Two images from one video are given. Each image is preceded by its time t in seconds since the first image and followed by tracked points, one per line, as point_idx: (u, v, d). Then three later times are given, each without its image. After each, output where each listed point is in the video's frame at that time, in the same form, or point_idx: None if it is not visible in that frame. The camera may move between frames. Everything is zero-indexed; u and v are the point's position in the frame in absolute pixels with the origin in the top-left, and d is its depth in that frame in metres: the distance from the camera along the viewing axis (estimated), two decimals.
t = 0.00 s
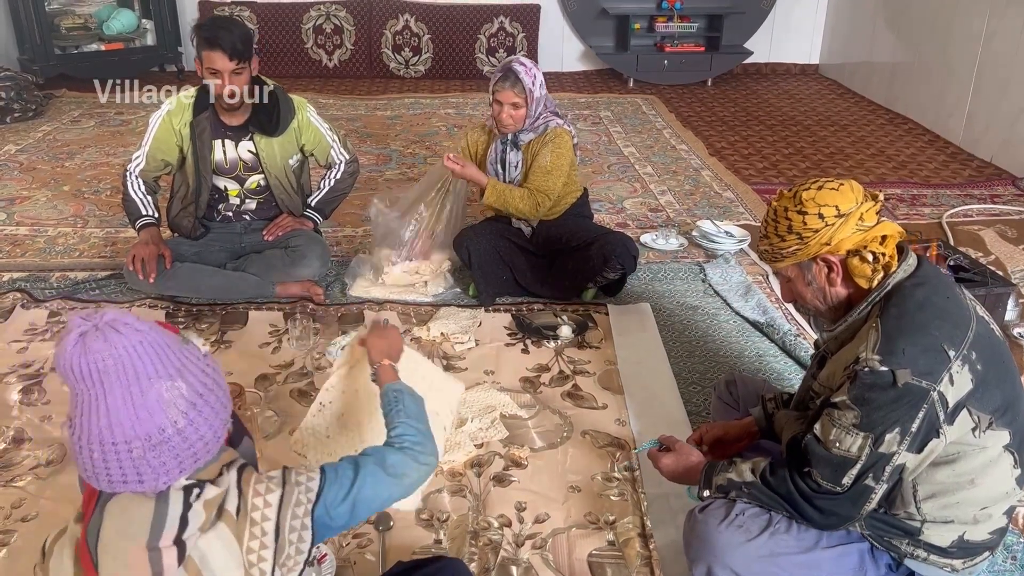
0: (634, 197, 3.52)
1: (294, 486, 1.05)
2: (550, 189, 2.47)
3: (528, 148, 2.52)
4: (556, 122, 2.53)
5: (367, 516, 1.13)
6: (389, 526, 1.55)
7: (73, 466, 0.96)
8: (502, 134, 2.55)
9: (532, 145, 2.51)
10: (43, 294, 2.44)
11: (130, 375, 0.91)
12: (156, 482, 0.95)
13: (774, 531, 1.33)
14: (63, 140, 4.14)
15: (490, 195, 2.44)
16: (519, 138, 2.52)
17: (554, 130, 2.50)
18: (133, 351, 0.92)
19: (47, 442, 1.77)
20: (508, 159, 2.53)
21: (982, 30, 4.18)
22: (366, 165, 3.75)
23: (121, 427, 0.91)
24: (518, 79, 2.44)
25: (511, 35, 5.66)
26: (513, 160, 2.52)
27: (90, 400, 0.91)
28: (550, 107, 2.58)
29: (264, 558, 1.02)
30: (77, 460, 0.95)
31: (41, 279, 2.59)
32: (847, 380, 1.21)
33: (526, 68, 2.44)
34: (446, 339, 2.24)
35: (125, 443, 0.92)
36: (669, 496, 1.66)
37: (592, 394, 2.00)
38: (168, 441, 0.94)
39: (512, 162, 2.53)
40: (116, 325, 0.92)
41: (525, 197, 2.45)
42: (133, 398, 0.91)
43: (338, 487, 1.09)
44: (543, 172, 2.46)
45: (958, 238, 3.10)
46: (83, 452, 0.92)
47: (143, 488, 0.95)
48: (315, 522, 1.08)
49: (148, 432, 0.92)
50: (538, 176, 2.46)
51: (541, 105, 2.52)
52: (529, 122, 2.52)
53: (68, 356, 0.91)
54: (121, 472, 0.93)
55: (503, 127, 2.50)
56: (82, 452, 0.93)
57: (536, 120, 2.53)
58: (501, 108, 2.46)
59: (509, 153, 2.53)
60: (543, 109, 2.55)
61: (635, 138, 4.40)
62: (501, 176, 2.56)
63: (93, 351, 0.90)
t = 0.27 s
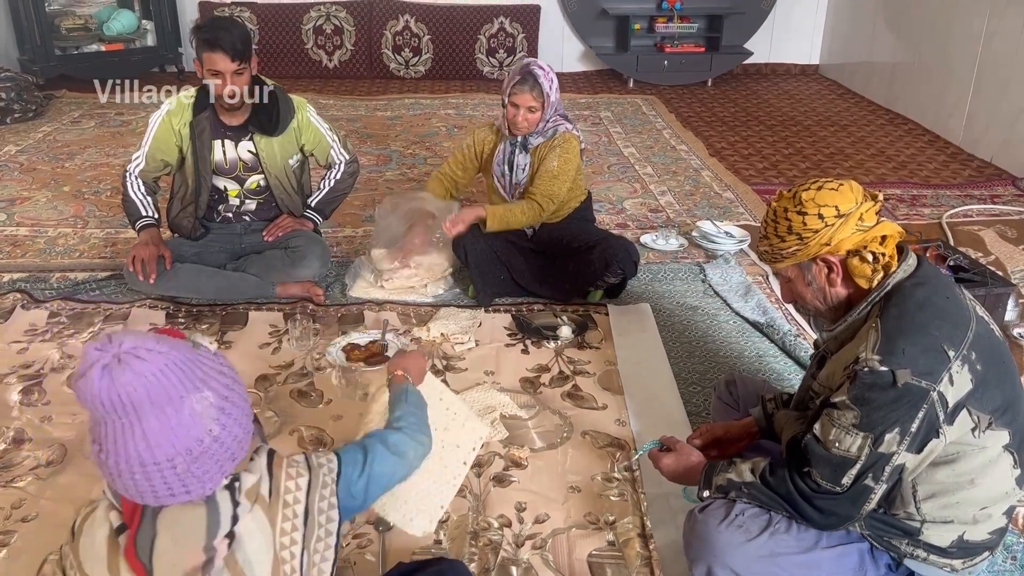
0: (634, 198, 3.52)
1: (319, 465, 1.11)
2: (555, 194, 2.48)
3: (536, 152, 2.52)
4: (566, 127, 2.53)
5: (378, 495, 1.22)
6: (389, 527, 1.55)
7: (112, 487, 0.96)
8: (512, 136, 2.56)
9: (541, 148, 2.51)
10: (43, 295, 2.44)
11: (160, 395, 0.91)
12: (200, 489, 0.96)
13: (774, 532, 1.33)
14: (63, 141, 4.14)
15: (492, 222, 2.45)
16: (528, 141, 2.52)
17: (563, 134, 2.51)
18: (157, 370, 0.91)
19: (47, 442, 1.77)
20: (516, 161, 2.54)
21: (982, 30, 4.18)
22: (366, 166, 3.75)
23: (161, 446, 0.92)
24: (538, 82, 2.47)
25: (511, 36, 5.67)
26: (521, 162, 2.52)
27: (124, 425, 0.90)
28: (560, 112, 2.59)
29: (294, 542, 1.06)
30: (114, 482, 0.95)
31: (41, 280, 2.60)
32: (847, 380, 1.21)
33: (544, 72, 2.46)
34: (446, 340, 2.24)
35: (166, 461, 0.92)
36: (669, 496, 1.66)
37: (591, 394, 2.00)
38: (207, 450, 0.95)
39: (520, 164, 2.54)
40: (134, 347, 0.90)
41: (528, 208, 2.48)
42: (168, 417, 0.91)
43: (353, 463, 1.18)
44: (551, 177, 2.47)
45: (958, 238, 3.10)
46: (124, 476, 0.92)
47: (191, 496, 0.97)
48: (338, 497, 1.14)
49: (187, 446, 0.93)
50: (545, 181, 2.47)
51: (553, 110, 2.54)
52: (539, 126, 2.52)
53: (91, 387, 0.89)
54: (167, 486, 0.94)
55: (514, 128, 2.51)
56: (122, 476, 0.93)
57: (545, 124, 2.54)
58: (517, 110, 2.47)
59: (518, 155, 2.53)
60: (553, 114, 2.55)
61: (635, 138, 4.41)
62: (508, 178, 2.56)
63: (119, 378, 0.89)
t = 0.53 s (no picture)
0: (634, 198, 3.52)
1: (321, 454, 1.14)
2: (579, 207, 2.49)
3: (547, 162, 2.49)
4: (576, 135, 2.49)
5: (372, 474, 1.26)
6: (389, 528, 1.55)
7: (133, 482, 0.95)
8: (521, 144, 2.51)
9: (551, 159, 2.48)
10: (43, 296, 2.45)
11: (185, 383, 0.91)
12: (224, 478, 0.96)
13: (774, 532, 1.33)
14: (63, 142, 4.14)
15: (525, 248, 2.46)
16: (538, 152, 2.49)
17: (574, 144, 2.47)
18: (181, 358, 0.91)
19: (47, 443, 1.77)
20: (525, 171, 2.51)
21: (983, 31, 4.18)
22: (366, 167, 3.75)
23: (185, 435, 0.92)
24: (552, 95, 2.40)
25: (511, 37, 5.67)
26: (531, 173, 2.50)
27: (148, 416, 0.90)
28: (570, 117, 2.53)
29: (308, 527, 1.07)
30: (135, 478, 0.94)
31: (42, 280, 2.60)
32: (846, 381, 1.21)
33: (555, 85, 2.38)
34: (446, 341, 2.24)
35: (192, 450, 0.92)
36: (669, 497, 1.66)
37: (591, 395, 2.00)
38: (231, 439, 0.95)
39: (529, 174, 2.52)
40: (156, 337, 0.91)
41: (558, 224, 2.48)
42: (191, 405, 0.92)
43: (348, 449, 1.22)
44: (572, 192, 2.46)
45: (958, 238, 3.10)
46: (148, 469, 0.92)
47: (214, 486, 0.97)
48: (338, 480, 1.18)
49: (211, 435, 0.93)
50: (567, 196, 2.46)
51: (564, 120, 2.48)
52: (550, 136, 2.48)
53: (116, 378, 0.89)
54: (192, 476, 0.94)
55: (523, 140, 2.46)
56: (145, 469, 0.92)
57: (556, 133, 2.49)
58: (529, 122, 2.40)
59: (527, 165, 2.51)
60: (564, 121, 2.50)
61: (636, 139, 4.41)
62: (516, 187, 2.55)
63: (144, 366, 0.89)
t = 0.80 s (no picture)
0: (634, 199, 3.52)
1: (331, 491, 1.16)
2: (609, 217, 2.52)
3: (562, 176, 2.48)
4: (590, 146, 2.48)
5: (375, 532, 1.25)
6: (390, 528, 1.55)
7: (130, 482, 0.99)
8: (535, 159, 2.48)
9: (567, 173, 2.48)
10: (43, 296, 2.45)
11: (183, 376, 0.96)
12: (221, 474, 1.01)
13: (774, 533, 1.32)
14: (63, 142, 4.14)
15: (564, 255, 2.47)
16: (554, 167, 2.47)
17: (591, 157, 2.47)
18: (179, 352, 0.97)
19: (48, 444, 1.77)
20: (541, 186, 2.49)
21: (982, 31, 4.18)
22: (366, 168, 3.75)
23: (183, 428, 0.97)
24: (569, 109, 2.37)
25: (511, 38, 5.67)
26: (546, 188, 2.49)
27: (147, 410, 0.95)
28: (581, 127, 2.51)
29: (304, 550, 1.09)
30: (131, 475, 0.98)
31: (42, 281, 2.60)
32: (847, 381, 1.21)
33: (575, 100, 2.35)
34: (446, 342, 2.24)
35: (190, 443, 0.97)
36: (669, 497, 1.66)
37: (591, 396, 2.00)
38: (227, 433, 1.00)
39: (544, 189, 2.50)
40: (154, 332, 0.96)
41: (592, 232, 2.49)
42: (190, 398, 0.97)
43: (358, 501, 1.23)
44: (601, 205, 2.48)
45: (958, 239, 3.10)
46: (145, 463, 0.96)
47: (212, 481, 1.01)
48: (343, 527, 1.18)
49: (208, 428, 0.98)
50: (599, 208, 2.48)
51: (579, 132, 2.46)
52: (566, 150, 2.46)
53: (114, 371, 0.94)
54: (190, 471, 0.98)
55: (540, 156, 2.43)
56: (142, 463, 0.96)
57: (573, 147, 2.48)
58: (545, 134, 2.36)
59: (543, 181, 2.48)
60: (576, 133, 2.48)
61: (636, 140, 4.41)
62: (531, 201, 2.53)
63: (144, 359, 0.94)
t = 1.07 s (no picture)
0: (635, 200, 3.52)
1: (353, 528, 1.09)
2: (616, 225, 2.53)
3: (581, 186, 2.45)
4: (608, 154, 2.45)
5: None
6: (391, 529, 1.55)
7: (153, 478, 0.95)
8: (554, 170, 2.42)
9: (586, 183, 2.45)
10: (44, 297, 2.45)
11: (213, 364, 0.95)
12: (247, 468, 0.98)
13: (775, 533, 1.32)
14: (64, 143, 4.14)
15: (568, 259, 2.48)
16: (574, 178, 2.43)
17: (609, 165, 2.45)
18: (211, 340, 0.95)
19: (49, 444, 1.77)
20: (560, 197, 2.45)
21: (983, 32, 4.18)
22: (367, 168, 3.75)
23: (212, 416, 0.94)
24: (593, 113, 2.31)
25: (511, 39, 5.67)
26: (565, 201, 2.45)
27: (176, 397, 0.93)
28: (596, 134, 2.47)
29: None
30: (154, 469, 0.95)
31: (43, 282, 2.60)
32: (848, 382, 1.21)
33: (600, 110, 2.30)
34: (447, 342, 2.24)
35: (218, 433, 0.95)
36: (670, 497, 1.66)
37: (592, 396, 2.00)
38: (254, 425, 0.98)
39: (563, 201, 2.46)
40: (185, 319, 0.95)
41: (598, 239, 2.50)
42: (219, 386, 0.95)
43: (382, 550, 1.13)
44: (612, 214, 2.48)
45: (959, 240, 3.10)
46: (171, 453, 0.93)
47: (238, 475, 0.98)
48: None
49: (236, 418, 0.96)
50: (609, 217, 2.49)
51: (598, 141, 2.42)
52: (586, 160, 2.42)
53: (145, 357, 0.92)
54: (217, 463, 0.95)
55: (562, 167, 2.38)
56: (167, 454, 0.94)
57: (590, 156, 2.44)
58: (569, 141, 2.30)
59: (563, 192, 2.44)
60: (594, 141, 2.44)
61: (636, 141, 4.41)
62: (549, 212, 2.49)
63: (176, 343, 0.93)
